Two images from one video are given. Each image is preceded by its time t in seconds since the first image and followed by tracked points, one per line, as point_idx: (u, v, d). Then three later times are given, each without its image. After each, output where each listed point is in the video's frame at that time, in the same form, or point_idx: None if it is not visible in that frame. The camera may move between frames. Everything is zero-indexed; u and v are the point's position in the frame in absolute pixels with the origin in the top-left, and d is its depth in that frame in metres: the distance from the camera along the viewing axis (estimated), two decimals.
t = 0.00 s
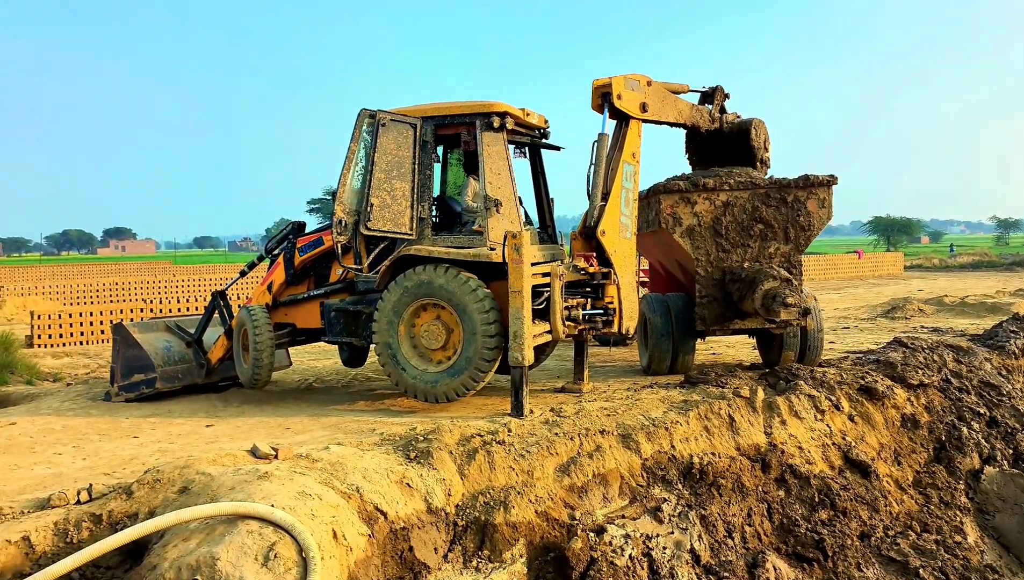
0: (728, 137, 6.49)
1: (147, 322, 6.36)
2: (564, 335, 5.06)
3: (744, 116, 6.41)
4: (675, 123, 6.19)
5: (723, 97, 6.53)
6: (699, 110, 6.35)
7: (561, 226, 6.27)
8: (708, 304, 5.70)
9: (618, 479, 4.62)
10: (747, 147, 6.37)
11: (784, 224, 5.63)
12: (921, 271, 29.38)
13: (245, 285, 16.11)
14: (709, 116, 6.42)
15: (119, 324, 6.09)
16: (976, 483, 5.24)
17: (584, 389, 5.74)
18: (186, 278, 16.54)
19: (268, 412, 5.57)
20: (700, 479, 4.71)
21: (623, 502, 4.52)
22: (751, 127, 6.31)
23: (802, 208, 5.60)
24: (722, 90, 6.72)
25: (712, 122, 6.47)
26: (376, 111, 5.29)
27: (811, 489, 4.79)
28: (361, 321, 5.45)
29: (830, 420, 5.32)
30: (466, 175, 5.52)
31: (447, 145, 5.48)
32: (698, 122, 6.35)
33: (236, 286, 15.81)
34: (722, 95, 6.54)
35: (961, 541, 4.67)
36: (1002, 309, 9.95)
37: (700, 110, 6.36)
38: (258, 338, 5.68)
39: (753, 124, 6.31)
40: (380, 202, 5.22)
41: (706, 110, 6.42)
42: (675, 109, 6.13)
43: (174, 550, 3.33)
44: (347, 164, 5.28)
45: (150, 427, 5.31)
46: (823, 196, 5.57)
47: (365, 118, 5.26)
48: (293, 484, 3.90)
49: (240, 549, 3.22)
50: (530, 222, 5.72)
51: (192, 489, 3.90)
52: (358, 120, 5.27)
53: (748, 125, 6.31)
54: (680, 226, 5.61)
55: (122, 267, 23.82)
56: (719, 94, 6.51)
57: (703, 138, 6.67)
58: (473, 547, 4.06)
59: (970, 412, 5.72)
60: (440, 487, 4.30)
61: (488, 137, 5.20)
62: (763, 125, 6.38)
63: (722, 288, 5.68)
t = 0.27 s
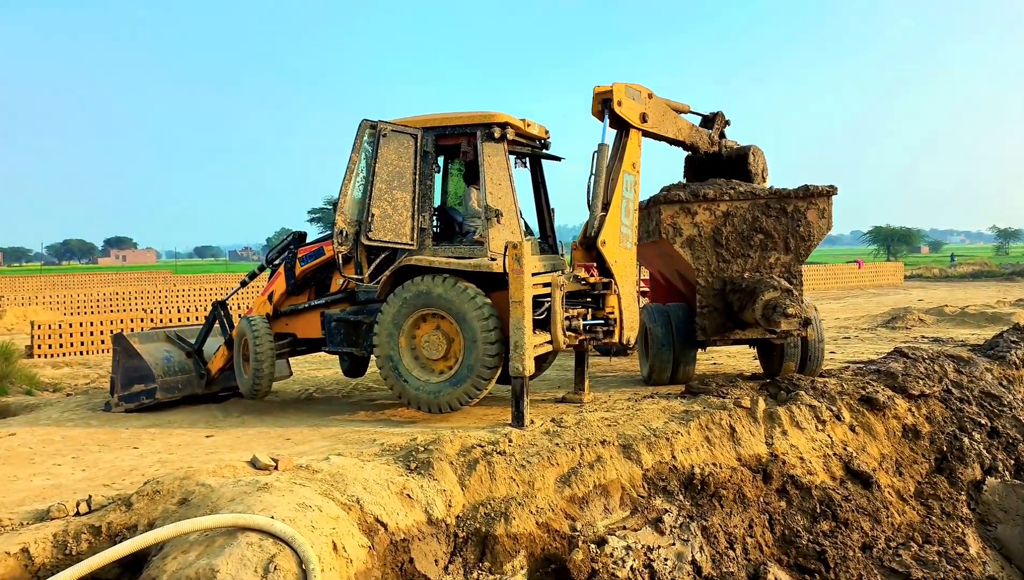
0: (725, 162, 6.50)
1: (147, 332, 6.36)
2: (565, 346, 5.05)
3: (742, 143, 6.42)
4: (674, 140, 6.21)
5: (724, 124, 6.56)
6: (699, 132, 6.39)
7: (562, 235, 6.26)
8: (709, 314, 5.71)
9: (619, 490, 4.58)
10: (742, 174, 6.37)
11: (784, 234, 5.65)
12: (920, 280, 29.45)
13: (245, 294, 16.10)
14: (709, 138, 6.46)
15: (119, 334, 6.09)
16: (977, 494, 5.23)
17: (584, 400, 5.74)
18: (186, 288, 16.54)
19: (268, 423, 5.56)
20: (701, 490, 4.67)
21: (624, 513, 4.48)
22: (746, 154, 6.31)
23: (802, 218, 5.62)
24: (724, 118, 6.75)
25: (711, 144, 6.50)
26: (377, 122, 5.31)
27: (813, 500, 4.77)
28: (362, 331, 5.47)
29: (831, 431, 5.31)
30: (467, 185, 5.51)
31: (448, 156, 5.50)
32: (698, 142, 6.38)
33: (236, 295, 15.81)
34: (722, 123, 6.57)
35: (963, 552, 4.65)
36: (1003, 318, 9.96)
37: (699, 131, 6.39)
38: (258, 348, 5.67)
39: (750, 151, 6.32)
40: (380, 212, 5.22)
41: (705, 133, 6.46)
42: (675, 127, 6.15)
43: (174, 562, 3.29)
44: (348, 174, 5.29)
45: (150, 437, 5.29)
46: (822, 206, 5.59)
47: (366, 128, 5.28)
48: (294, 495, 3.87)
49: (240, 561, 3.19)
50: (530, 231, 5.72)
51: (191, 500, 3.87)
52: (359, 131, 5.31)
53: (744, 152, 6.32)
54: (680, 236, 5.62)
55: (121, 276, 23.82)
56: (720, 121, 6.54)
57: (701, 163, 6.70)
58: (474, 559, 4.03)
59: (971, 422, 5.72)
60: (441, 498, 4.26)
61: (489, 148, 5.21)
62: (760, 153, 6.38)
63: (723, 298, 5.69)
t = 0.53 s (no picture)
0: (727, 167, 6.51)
1: (148, 337, 6.35)
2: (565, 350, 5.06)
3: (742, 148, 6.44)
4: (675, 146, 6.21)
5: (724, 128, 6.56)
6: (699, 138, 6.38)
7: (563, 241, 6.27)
8: (709, 319, 5.71)
9: (620, 495, 4.56)
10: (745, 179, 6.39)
11: (785, 239, 5.65)
12: (921, 285, 29.46)
13: (246, 299, 16.11)
14: (709, 145, 6.45)
15: (119, 339, 6.09)
16: (979, 499, 5.22)
17: (585, 405, 5.73)
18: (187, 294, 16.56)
19: (268, 427, 5.55)
20: (702, 495, 4.65)
21: (625, 518, 4.47)
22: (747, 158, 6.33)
23: (803, 223, 5.62)
24: (722, 121, 6.74)
25: (711, 150, 6.49)
26: (378, 126, 5.31)
27: (814, 505, 4.74)
28: (362, 335, 5.47)
29: (832, 436, 5.30)
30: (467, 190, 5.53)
31: (448, 160, 5.50)
32: (699, 149, 6.37)
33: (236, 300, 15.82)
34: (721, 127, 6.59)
35: (964, 557, 4.63)
36: (1003, 323, 9.96)
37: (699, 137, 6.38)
38: (258, 352, 5.67)
39: (750, 155, 6.34)
40: (380, 216, 5.23)
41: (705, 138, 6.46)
42: (676, 133, 6.17)
43: (174, 567, 3.28)
44: (348, 178, 5.30)
45: (149, 442, 5.28)
46: (823, 211, 5.60)
47: (366, 132, 5.29)
48: (294, 500, 3.86)
49: (240, 566, 3.17)
50: (530, 236, 5.72)
51: (192, 505, 3.86)
52: (359, 135, 5.31)
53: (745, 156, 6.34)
54: (681, 240, 5.62)
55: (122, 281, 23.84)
56: (719, 125, 6.55)
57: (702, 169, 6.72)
58: (475, 564, 4.01)
59: (972, 427, 5.71)
60: (442, 503, 4.25)
61: (489, 152, 5.22)
62: (762, 157, 6.40)
63: (723, 302, 5.69)
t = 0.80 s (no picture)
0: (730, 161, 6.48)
1: (148, 338, 6.36)
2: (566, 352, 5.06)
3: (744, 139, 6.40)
4: (676, 144, 6.22)
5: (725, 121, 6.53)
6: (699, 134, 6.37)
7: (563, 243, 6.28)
8: (710, 320, 5.71)
9: (620, 496, 4.57)
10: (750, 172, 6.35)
11: (785, 241, 5.66)
12: (921, 286, 29.48)
13: (246, 300, 16.12)
14: (710, 141, 6.43)
15: (120, 340, 6.09)
16: (979, 500, 5.23)
17: (585, 406, 5.73)
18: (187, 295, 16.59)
19: (268, 429, 5.55)
20: (702, 496, 4.65)
21: (626, 520, 4.47)
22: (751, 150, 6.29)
23: (802, 225, 5.63)
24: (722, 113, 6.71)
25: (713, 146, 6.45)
26: (378, 128, 5.31)
27: (814, 506, 4.74)
28: (362, 337, 5.48)
29: (832, 437, 5.31)
30: (467, 191, 5.53)
31: (449, 162, 5.52)
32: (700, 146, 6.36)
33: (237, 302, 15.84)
34: (722, 119, 6.55)
35: (964, 559, 4.63)
36: (1002, 325, 9.98)
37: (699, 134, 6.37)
38: (258, 354, 5.68)
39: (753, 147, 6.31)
40: (381, 218, 5.23)
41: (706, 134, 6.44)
42: (677, 131, 6.17)
43: (174, 569, 3.27)
44: (349, 179, 5.29)
45: (150, 443, 5.28)
46: (823, 213, 5.60)
47: (367, 134, 5.29)
48: (295, 501, 3.86)
49: (240, 567, 3.17)
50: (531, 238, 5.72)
51: (192, 506, 3.86)
52: (360, 137, 5.31)
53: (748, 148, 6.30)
54: (681, 241, 5.63)
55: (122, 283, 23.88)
56: (718, 119, 6.53)
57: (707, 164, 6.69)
58: (475, 565, 4.01)
59: (972, 428, 5.71)
60: (442, 504, 4.25)
61: (489, 154, 5.23)
62: (765, 147, 6.35)
63: (724, 304, 5.70)
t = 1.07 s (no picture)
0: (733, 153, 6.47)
1: (148, 339, 6.35)
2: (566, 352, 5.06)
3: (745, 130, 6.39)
4: (676, 142, 6.21)
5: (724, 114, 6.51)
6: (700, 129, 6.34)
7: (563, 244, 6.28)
8: (709, 321, 5.72)
9: (620, 497, 4.57)
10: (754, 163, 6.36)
11: (785, 241, 5.66)
12: (920, 287, 29.48)
13: (246, 301, 16.12)
14: (711, 136, 6.37)
15: (119, 341, 6.08)
16: (978, 501, 5.23)
17: (585, 407, 5.73)
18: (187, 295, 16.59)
19: (268, 429, 5.55)
20: (702, 497, 4.65)
21: (625, 520, 4.47)
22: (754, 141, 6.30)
23: (802, 225, 5.63)
24: (722, 104, 6.65)
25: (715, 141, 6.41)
26: (378, 128, 5.32)
27: (814, 507, 4.74)
28: (362, 337, 5.48)
29: (832, 438, 5.30)
30: (467, 192, 5.50)
31: (449, 162, 5.52)
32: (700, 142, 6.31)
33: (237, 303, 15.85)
34: (721, 111, 6.53)
35: (964, 560, 4.63)
36: (1002, 326, 9.99)
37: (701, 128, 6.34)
38: (258, 354, 5.68)
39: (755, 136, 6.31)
40: (381, 219, 5.23)
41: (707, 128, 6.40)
42: (677, 129, 6.16)
43: (173, 569, 3.27)
44: (349, 180, 5.30)
45: (149, 444, 5.28)
46: (823, 214, 5.60)
47: (367, 135, 5.29)
48: (294, 502, 3.86)
49: (239, 568, 3.16)
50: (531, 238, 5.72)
51: (192, 506, 3.86)
52: (360, 137, 5.31)
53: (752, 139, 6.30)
54: (681, 242, 5.64)
55: (122, 283, 23.89)
56: (718, 111, 6.53)
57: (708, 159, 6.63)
58: (475, 566, 4.01)
59: (972, 429, 5.71)
60: (442, 504, 4.25)
61: (489, 154, 5.23)
62: (767, 137, 6.36)
63: (723, 305, 5.71)
